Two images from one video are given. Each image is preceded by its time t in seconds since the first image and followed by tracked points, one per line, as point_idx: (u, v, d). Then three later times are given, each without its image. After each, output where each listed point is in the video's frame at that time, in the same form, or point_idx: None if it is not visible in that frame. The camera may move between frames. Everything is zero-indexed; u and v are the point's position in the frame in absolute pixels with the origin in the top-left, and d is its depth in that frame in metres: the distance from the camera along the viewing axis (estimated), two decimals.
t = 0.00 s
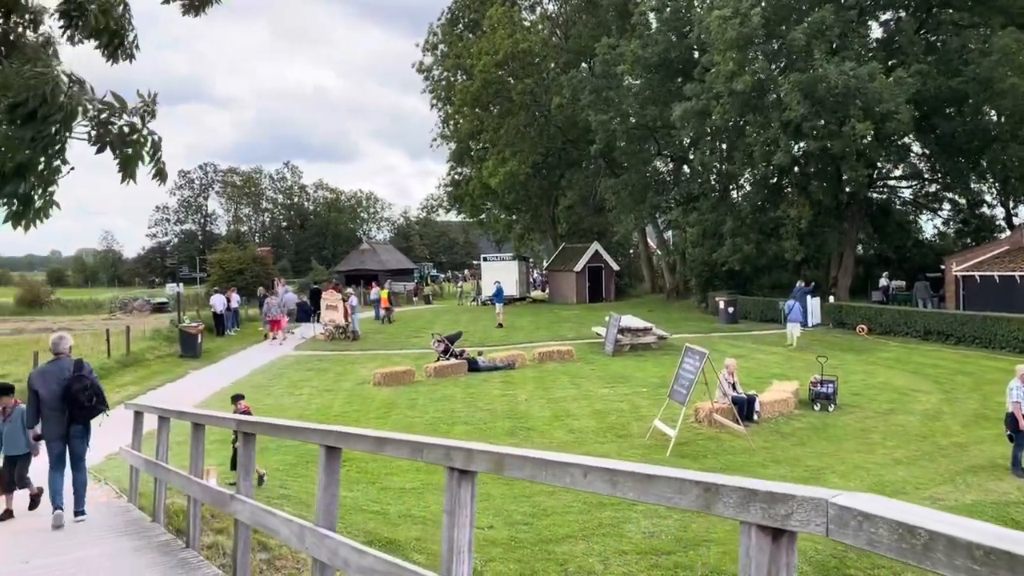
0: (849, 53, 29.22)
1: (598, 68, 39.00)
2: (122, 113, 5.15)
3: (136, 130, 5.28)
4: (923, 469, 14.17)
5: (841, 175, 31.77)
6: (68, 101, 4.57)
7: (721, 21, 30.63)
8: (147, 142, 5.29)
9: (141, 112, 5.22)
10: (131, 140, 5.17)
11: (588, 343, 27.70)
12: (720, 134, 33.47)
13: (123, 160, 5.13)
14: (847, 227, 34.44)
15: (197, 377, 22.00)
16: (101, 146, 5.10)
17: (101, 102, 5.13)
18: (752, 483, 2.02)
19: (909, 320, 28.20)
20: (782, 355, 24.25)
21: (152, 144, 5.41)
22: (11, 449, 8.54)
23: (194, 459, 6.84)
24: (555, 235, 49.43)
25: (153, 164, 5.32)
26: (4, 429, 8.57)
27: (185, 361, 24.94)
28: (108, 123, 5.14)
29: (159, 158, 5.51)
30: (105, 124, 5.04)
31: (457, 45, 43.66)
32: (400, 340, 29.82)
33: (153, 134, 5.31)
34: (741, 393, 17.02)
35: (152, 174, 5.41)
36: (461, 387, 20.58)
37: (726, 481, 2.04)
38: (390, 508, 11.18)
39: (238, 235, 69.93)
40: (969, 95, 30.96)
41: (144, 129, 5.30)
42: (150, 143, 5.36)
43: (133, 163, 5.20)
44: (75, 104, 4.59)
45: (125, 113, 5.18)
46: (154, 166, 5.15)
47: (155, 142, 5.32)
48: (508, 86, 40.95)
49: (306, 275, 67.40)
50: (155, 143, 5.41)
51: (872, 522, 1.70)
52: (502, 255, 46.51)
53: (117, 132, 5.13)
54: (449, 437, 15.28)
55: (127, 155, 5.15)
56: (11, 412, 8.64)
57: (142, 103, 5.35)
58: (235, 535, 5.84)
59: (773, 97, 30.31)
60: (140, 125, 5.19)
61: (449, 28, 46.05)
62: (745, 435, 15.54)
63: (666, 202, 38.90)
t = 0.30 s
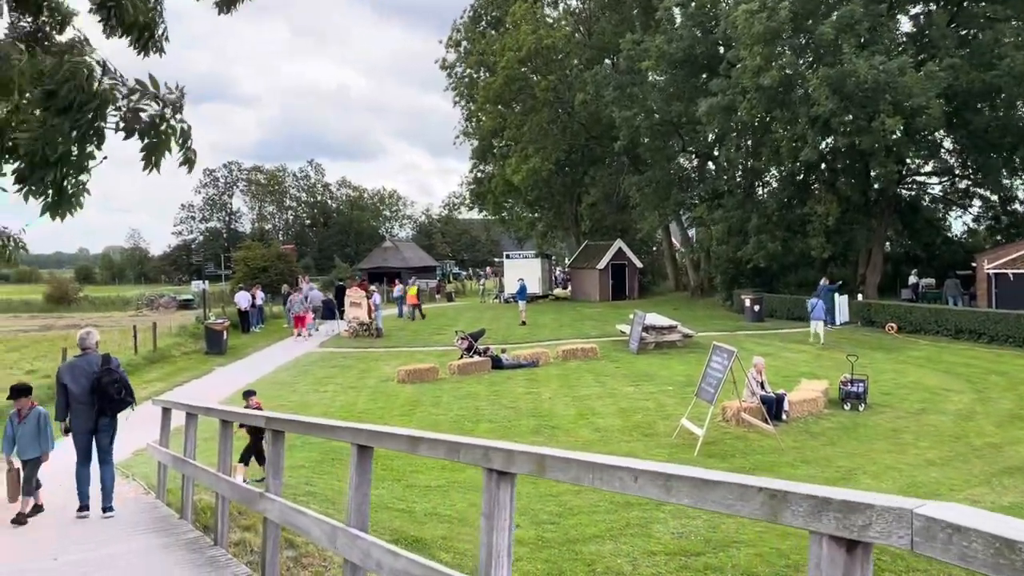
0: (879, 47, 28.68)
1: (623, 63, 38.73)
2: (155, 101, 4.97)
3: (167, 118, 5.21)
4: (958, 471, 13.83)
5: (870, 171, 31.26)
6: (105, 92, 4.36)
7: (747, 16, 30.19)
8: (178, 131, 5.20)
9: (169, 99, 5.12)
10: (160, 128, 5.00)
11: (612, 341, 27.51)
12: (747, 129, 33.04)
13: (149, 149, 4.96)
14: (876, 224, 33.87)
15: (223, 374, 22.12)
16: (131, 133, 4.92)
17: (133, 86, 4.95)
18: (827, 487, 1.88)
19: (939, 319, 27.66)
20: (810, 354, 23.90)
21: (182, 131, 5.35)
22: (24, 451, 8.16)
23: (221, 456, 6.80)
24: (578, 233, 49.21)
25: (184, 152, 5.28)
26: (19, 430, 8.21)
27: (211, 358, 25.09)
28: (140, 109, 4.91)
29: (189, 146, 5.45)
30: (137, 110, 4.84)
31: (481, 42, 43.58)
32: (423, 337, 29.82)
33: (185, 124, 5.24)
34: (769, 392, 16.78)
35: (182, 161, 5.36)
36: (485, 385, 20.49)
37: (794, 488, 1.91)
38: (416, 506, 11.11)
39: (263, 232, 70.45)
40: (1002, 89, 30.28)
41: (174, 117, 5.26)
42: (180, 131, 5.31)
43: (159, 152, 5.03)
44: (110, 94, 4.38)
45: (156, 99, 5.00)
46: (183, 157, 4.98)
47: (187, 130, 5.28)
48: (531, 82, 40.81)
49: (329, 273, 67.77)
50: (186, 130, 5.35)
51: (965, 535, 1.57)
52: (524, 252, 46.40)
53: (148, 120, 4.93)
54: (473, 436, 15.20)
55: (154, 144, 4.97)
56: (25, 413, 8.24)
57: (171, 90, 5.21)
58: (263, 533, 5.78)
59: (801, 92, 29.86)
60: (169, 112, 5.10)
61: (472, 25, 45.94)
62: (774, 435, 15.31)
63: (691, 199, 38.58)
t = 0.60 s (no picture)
0: (908, 43, 28.19)
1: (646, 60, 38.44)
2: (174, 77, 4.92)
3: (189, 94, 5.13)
4: (991, 474, 13.49)
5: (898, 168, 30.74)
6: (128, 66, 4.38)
7: (772, 11, 29.81)
8: (201, 106, 5.16)
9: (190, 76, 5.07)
10: (181, 103, 4.94)
11: (634, 340, 27.27)
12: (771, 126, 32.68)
13: (172, 124, 4.96)
14: (903, 223, 33.33)
15: (245, 371, 22.19)
16: (153, 111, 4.93)
17: (151, 63, 4.89)
18: (911, 510, 1.75)
19: (968, 319, 27.10)
20: (836, 354, 23.55)
21: (205, 108, 5.29)
22: (37, 447, 7.95)
23: (246, 456, 6.71)
24: (599, 231, 48.90)
25: (208, 129, 5.23)
26: (34, 425, 8.00)
27: (233, 355, 25.16)
28: (162, 88, 4.97)
29: (213, 122, 5.38)
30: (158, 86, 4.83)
31: (502, 40, 43.44)
32: (444, 335, 29.72)
33: (207, 98, 5.18)
34: (796, 392, 16.53)
35: (207, 138, 5.30)
36: (506, 384, 20.37)
37: (872, 510, 1.78)
38: (438, 507, 11.01)
39: (284, 231, 70.80)
40: None
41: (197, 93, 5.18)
42: (203, 107, 5.24)
43: (183, 128, 5.02)
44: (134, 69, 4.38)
45: (177, 75, 5.01)
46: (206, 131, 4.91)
47: (210, 105, 5.21)
48: (552, 80, 40.61)
49: (349, 271, 67.95)
50: (208, 106, 5.28)
51: None
52: (545, 251, 46.22)
53: (172, 96, 4.94)
54: (495, 436, 15.07)
55: (178, 119, 4.95)
56: (43, 409, 8.05)
57: (190, 66, 5.14)
58: (289, 536, 5.67)
59: (827, 89, 29.42)
60: (191, 89, 5.03)
61: (493, 22, 45.76)
62: (801, 436, 15.07)
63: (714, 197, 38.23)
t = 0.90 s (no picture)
0: (931, 40, 27.80)
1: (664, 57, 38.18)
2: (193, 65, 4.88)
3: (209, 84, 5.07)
4: (1020, 478, 13.20)
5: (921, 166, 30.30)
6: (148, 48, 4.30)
7: (793, 8, 29.48)
8: (221, 97, 5.09)
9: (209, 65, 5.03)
10: (200, 93, 4.89)
11: (652, 340, 27.06)
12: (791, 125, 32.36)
13: (191, 114, 4.90)
14: (925, 222, 32.87)
15: (262, 369, 22.22)
16: (172, 101, 4.88)
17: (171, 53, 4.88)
18: (992, 533, 1.64)
19: (993, 319, 26.56)
20: (857, 354, 23.24)
21: (226, 99, 5.21)
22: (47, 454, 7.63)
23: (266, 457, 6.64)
24: (616, 230, 48.63)
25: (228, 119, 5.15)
26: (43, 433, 7.67)
27: (250, 354, 25.18)
28: (181, 78, 4.93)
29: (234, 114, 5.31)
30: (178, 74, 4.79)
31: (519, 38, 43.31)
32: (461, 334, 29.62)
33: (228, 89, 5.11)
34: (818, 394, 16.30)
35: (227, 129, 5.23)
36: (524, 383, 20.25)
37: (951, 532, 1.67)
38: (457, 508, 10.92)
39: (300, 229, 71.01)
40: None
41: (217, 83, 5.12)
42: (223, 98, 5.17)
43: (202, 117, 4.96)
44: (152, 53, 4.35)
45: (197, 65, 4.97)
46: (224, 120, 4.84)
47: (231, 96, 5.14)
48: (569, 78, 40.43)
49: (365, 270, 68.02)
50: (229, 97, 5.20)
51: None
52: (561, 250, 46.02)
53: (191, 85, 4.89)
54: (514, 436, 14.94)
55: (196, 108, 4.88)
56: (53, 416, 7.74)
57: (211, 57, 5.10)
58: (310, 538, 5.59)
59: (849, 86, 29.06)
60: (210, 78, 4.98)
61: (510, 21, 45.62)
62: (824, 438, 14.85)
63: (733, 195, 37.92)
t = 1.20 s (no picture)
0: (952, 37, 27.42)
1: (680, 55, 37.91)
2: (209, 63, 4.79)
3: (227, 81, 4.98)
4: None
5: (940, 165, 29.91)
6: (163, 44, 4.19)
7: (811, 5, 29.08)
8: (239, 95, 5.00)
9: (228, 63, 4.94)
10: (217, 92, 4.80)
11: (667, 339, 26.88)
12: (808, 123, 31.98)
13: (208, 113, 4.81)
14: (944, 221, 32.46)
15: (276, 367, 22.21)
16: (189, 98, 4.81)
17: (188, 50, 4.79)
18: None
19: (1013, 320, 26.07)
20: (876, 354, 22.97)
21: (245, 97, 5.12)
22: (57, 452, 7.33)
23: (283, 456, 6.54)
24: (630, 229, 48.39)
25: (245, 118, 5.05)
26: (54, 430, 7.36)
27: (264, 351, 25.15)
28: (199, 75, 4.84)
29: (252, 112, 5.21)
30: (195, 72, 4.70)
31: (532, 36, 43.13)
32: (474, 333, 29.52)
33: (246, 87, 5.01)
34: (837, 395, 16.09)
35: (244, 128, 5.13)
36: (538, 382, 20.13)
37: None
38: (473, 508, 10.81)
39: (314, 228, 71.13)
40: None
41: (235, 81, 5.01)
42: (242, 96, 5.08)
43: (220, 116, 4.87)
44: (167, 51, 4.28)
45: (215, 62, 4.87)
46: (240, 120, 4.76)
47: (249, 94, 5.04)
48: (583, 76, 40.21)
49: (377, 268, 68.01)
50: (248, 96, 5.11)
51: None
52: (575, 248, 45.83)
53: (208, 82, 4.80)
54: (529, 436, 14.80)
55: (212, 106, 4.80)
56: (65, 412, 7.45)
57: (229, 53, 5.00)
58: (328, 539, 5.49)
59: (868, 84, 28.70)
60: (228, 76, 4.88)
61: (523, 18, 45.42)
62: (844, 440, 14.65)
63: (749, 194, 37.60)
